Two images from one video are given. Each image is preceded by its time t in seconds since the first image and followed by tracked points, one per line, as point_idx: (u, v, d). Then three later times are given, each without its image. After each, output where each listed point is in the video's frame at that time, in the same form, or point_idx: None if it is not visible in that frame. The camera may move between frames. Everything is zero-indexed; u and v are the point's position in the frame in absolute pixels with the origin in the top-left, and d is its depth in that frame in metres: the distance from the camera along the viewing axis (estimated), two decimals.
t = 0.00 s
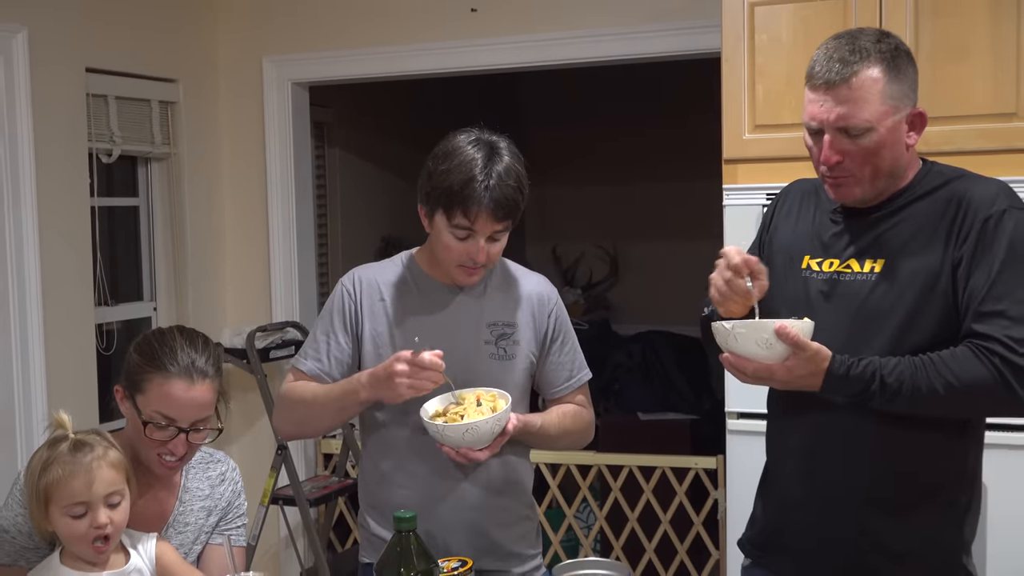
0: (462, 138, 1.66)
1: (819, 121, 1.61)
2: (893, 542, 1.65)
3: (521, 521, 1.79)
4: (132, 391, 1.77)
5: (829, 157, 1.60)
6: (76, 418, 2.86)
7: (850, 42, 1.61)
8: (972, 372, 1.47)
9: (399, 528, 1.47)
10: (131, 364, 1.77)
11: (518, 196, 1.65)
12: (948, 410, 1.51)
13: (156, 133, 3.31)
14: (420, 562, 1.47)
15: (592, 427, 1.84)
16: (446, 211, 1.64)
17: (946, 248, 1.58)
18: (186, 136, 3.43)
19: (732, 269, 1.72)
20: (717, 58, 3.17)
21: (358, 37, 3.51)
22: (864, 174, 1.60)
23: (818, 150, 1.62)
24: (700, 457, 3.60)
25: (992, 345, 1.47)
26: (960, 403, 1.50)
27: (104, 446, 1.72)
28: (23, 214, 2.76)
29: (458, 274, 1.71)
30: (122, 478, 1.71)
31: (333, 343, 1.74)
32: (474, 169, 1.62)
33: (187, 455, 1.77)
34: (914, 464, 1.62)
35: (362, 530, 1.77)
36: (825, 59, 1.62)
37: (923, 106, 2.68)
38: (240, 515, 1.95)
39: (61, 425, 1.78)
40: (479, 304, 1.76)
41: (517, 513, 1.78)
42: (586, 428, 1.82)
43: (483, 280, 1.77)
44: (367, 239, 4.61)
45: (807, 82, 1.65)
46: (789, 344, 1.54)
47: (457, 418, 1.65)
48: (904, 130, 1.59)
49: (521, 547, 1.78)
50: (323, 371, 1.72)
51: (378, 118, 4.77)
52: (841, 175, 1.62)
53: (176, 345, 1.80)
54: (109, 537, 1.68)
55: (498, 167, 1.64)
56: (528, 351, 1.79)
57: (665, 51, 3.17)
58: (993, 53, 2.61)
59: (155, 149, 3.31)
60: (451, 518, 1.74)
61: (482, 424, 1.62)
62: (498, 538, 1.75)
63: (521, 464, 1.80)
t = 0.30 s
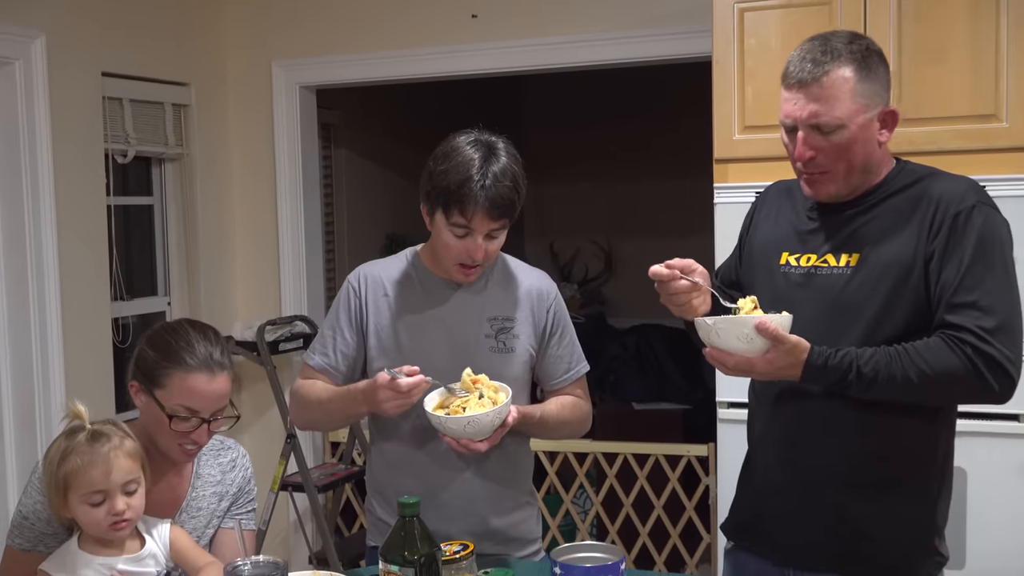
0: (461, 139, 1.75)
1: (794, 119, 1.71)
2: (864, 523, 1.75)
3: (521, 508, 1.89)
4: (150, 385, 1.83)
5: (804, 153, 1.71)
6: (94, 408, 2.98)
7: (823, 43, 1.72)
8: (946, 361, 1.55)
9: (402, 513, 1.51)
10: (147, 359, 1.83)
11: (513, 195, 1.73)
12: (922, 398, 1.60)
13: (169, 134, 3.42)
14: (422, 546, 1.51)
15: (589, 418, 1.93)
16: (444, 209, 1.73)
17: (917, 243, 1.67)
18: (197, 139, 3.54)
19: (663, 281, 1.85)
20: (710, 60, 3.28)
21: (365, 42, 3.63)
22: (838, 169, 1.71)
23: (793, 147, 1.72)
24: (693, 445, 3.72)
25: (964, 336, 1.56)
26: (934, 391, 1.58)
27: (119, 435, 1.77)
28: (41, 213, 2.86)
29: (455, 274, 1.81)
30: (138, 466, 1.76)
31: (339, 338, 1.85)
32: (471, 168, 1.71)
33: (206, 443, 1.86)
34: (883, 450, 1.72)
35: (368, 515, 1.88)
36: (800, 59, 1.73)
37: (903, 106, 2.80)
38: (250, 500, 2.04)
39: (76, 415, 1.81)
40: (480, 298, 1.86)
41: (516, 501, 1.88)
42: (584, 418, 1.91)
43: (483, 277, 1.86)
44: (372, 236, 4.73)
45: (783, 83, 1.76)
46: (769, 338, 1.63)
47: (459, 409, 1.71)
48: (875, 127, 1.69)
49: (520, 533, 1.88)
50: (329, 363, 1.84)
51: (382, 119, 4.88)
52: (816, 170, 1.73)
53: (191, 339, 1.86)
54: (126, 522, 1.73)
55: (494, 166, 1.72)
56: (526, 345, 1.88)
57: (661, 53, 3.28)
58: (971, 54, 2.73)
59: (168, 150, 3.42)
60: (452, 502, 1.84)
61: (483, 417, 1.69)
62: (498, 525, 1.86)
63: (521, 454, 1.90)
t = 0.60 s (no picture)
0: (465, 143, 1.84)
1: (774, 122, 1.81)
2: (849, 511, 1.83)
3: (523, 497, 1.99)
4: (164, 381, 1.83)
5: (784, 155, 1.81)
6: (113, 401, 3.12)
7: (800, 49, 1.82)
8: (922, 349, 1.64)
9: (408, 501, 1.52)
10: (159, 356, 1.84)
11: (514, 195, 1.82)
12: (899, 384, 1.68)
13: (183, 137, 3.59)
14: (427, 534, 1.53)
15: (587, 410, 2.03)
16: (447, 209, 1.83)
17: (894, 239, 1.77)
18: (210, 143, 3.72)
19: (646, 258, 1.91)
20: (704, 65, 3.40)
21: (377, 49, 3.79)
22: (817, 169, 1.81)
23: (774, 149, 1.82)
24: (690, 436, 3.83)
25: (941, 326, 1.65)
26: (911, 378, 1.66)
27: (131, 430, 1.79)
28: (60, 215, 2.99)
29: (464, 270, 1.92)
30: (149, 461, 1.78)
31: (348, 333, 1.95)
32: (473, 170, 1.80)
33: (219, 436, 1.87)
34: (868, 440, 1.80)
35: (376, 504, 1.99)
36: (777, 65, 1.83)
37: (890, 109, 2.91)
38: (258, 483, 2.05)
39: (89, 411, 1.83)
40: (483, 296, 1.96)
41: (514, 490, 1.97)
42: (582, 411, 2.01)
43: (486, 275, 1.97)
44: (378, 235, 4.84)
45: (763, 88, 1.86)
46: (752, 323, 1.71)
47: (464, 399, 1.81)
48: (852, 128, 1.78)
49: (521, 521, 1.99)
50: (337, 358, 1.94)
51: (389, 122, 5.00)
52: (796, 171, 1.83)
53: (204, 335, 1.87)
54: (138, 515, 1.75)
55: (497, 167, 1.82)
56: (528, 340, 1.98)
57: (658, 59, 3.41)
58: (955, 60, 2.84)
59: (182, 153, 3.59)
60: (457, 490, 1.94)
61: (487, 405, 1.79)
62: (500, 513, 1.96)
63: (522, 445, 2.01)
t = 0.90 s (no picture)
0: (472, 145, 1.95)
1: (772, 126, 1.87)
2: (835, 498, 1.89)
3: (524, 488, 2.08)
4: (169, 376, 1.84)
5: (783, 158, 1.87)
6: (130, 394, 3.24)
7: (799, 56, 1.88)
8: (904, 341, 1.72)
9: (414, 493, 1.53)
10: (163, 352, 1.85)
11: (519, 194, 1.93)
12: (883, 375, 1.76)
13: (196, 142, 3.71)
14: (433, 524, 1.54)
15: (584, 406, 2.15)
16: (455, 208, 1.93)
17: (882, 237, 1.85)
18: (222, 147, 3.84)
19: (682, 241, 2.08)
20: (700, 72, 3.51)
21: (384, 56, 3.92)
22: (814, 172, 1.87)
23: (773, 152, 1.88)
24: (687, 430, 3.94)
25: (923, 320, 1.73)
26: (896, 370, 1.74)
27: (142, 424, 1.80)
28: (78, 215, 3.11)
29: (470, 269, 2.01)
30: (159, 452, 1.79)
31: (356, 330, 2.06)
32: (480, 169, 1.90)
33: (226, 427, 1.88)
34: (852, 428, 1.86)
35: (382, 495, 2.07)
36: (777, 72, 1.89)
37: (880, 114, 3.01)
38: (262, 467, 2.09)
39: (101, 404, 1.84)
40: (488, 295, 2.07)
41: (518, 483, 2.07)
42: (579, 406, 2.13)
43: (490, 274, 2.07)
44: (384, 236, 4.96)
45: (761, 92, 1.92)
46: (741, 314, 1.81)
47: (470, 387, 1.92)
48: (847, 134, 1.85)
49: (524, 511, 2.08)
50: (345, 352, 2.05)
51: (395, 125, 5.12)
52: (794, 173, 1.89)
53: (206, 331, 1.88)
54: (149, 506, 1.76)
55: (503, 168, 1.92)
56: (529, 338, 2.09)
57: (655, 65, 3.52)
58: (942, 65, 2.94)
59: (196, 157, 3.71)
60: (460, 482, 2.03)
61: (492, 392, 1.89)
62: (503, 504, 2.06)
63: (524, 438, 2.10)
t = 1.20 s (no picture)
0: (471, 149, 2.06)
1: (773, 130, 1.95)
2: (826, 489, 1.97)
3: (524, 481, 2.19)
4: (176, 372, 1.84)
5: (780, 161, 1.96)
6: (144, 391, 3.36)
7: (800, 63, 1.96)
8: (896, 340, 1.81)
9: (417, 486, 1.58)
10: (170, 348, 1.85)
11: (518, 197, 2.04)
12: (875, 373, 1.85)
13: (208, 148, 3.86)
14: (436, 516, 1.59)
15: (580, 402, 2.26)
16: (456, 210, 2.04)
17: (875, 239, 1.93)
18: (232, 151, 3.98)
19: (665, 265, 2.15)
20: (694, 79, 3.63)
21: (389, 65, 4.05)
22: (809, 175, 1.96)
23: (771, 155, 1.97)
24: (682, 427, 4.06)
25: (914, 319, 1.81)
26: (887, 367, 1.83)
27: (155, 419, 1.80)
28: (94, 218, 3.25)
29: (468, 267, 2.11)
30: (170, 446, 1.80)
31: (360, 327, 2.16)
32: (480, 172, 2.01)
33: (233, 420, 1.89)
34: (843, 422, 1.94)
35: (387, 488, 2.18)
36: (779, 77, 1.97)
37: (867, 120, 3.12)
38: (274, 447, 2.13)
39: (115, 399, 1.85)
40: (488, 294, 2.18)
41: (518, 475, 2.18)
42: (575, 402, 2.24)
43: (490, 274, 2.18)
44: (389, 238, 5.08)
45: (763, 97, 2.00)
46: (738, 315, 1.89)
47: (472, 381, 2.02)
48: (843, 140, 1.94)
49: (524, 502, 2.19)
50: (349, 350, 2.15)
51: (399, 130, 5.24)
52: (790, 176, 1.98)
53: (212, 327, 1.88)
54: (161, 497, 1.78)
55: (501, 171, 2.03)
56: (528, 336, 2.21)
57: (651, 73, 3.64)
58: (927, 71, 3.05)
59: (207, 161, 3.85)
60: (463, 474, 2.14)
61: (494, 387, 2.00)
62: (504, 497, 2.16)
63: (523, 433, 2.21)
